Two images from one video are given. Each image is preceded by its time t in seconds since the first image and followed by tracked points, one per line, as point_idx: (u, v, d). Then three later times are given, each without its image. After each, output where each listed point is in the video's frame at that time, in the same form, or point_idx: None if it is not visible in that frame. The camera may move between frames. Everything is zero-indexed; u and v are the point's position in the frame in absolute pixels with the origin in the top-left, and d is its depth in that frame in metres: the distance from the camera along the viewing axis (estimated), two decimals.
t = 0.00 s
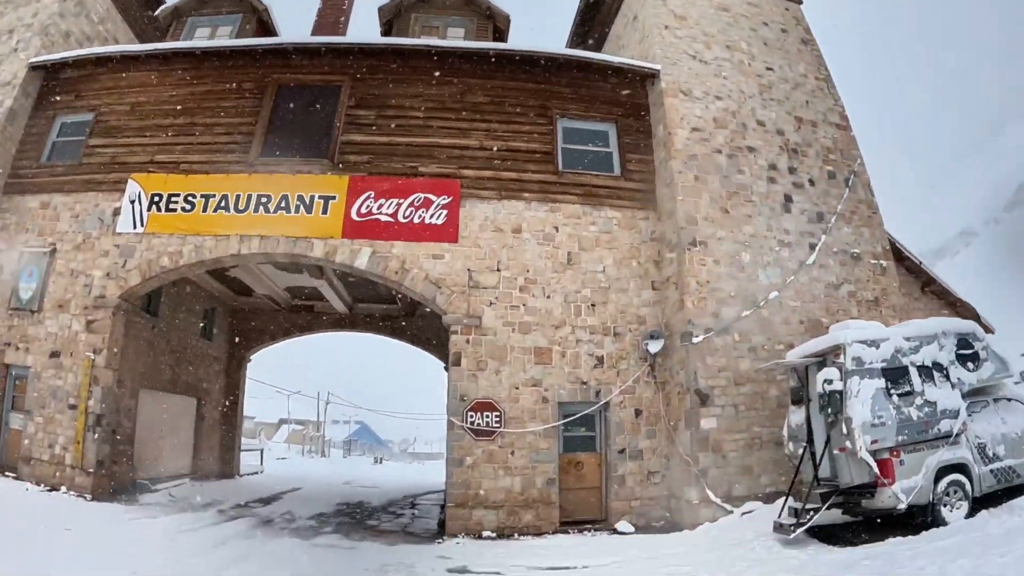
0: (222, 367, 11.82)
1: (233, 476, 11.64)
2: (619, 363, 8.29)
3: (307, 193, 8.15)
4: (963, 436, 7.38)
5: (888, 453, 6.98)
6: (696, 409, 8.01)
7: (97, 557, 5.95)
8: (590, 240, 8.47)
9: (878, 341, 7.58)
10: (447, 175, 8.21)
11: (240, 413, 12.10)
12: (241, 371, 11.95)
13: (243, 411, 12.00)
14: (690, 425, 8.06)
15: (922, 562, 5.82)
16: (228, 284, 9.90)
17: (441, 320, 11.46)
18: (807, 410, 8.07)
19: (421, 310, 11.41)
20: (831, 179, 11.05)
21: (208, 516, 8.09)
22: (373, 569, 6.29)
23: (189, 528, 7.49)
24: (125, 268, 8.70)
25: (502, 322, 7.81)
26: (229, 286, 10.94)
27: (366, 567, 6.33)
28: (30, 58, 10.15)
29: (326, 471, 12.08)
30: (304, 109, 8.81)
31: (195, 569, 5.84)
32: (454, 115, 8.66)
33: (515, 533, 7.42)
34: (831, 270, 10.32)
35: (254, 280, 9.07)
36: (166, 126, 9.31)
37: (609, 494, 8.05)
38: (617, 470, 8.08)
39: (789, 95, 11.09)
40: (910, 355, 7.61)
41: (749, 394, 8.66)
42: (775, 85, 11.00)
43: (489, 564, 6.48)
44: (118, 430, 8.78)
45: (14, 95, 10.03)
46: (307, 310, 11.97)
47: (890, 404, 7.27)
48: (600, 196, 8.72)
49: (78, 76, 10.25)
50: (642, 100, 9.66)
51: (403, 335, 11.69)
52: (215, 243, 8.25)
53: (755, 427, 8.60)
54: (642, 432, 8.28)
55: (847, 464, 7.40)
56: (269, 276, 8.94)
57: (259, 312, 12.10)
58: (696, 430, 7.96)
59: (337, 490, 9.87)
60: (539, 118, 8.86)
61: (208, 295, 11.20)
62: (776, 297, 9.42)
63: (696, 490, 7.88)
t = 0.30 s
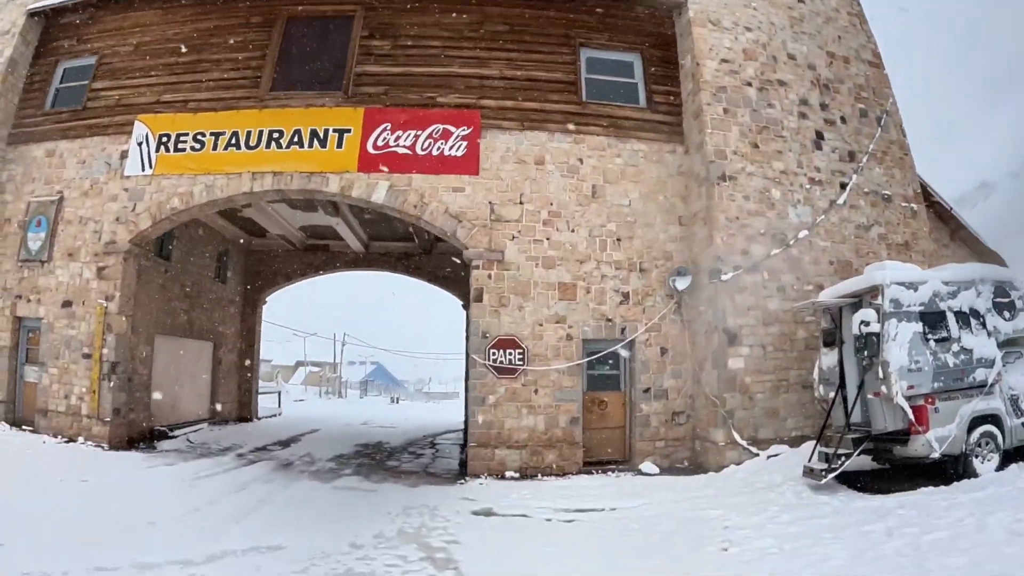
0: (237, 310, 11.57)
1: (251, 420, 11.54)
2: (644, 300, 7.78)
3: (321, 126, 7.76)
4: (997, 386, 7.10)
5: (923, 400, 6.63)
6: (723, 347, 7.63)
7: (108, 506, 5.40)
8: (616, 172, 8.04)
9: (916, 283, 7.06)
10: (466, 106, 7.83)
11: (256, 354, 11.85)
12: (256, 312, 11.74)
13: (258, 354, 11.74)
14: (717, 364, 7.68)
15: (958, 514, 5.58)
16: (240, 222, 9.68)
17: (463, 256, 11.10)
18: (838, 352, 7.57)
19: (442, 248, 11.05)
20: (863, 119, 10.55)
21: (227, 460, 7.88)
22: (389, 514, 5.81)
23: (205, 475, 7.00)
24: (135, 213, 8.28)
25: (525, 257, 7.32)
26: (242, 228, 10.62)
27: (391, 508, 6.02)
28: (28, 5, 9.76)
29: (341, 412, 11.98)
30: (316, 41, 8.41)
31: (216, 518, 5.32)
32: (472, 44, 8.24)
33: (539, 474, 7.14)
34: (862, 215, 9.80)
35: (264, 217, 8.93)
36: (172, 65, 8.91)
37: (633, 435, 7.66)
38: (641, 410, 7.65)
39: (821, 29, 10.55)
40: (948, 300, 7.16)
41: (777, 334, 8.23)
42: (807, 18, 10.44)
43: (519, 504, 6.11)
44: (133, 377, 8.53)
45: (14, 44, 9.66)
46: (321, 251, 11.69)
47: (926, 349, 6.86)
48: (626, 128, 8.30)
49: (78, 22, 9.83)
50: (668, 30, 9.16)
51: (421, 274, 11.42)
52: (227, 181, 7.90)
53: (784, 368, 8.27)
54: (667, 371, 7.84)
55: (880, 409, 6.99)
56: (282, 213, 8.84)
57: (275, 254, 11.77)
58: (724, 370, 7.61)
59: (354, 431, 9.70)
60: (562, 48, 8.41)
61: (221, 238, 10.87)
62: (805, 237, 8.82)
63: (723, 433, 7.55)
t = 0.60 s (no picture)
0: (246, 289, 11.40)
1: (259, 400, 11.41)
2: (664, 279, 7.51)
3: (330, 99, 7.49)
4: None
5: (954, 386, 6.36)
6: (745, 328, 7.33)
7: (110, 489, 5.10)
8: (635, 147, 7.77)
9: (949, 265, 6.71)
10: (481, 78, 7.56)
11: (265, 335, 11.72)
12: (265, 292, 11.57)
13: (267, 334, 11.63)
14: (738, 346, 7.38)
15: (994, 504, 5.32)
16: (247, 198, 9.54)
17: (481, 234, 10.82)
18: (866, 335, 7.22)
19: (460, 225, 10.78)
20: (887, 98, 10.20)
21: (235, 441, 7.69)
22: (400, 500, 5.49)
23: (211, 458, 6.72)
24: (141, 188, 8.01)
25: (542, 234, 7.07)
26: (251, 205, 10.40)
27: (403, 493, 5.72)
28: None
29: (350, 393, 11.79)
30: (325, 12, 8.14)
31: (222, 504, 5.02)
32: (487, 15, 7.96)
33: (554, 457, 6.91)
34: (887, 195, 9.51)
35: (271, 193, 8.83)
36: (178, 38, 8.66)
37: (652, 418, 7.42)
38: (660, 392, 7.41)
39: (844, 6, 10.22)
40: (981, 283, 6.87)
41: (800, 316, 7.95)
42: None
43: (536, 486, 5.81)
44: (139, 357, 8.31)
45: (17, 20, 9.42)
46: (332, 229, 11.46)
47: (959, 332, 6.59)
48: (646, 101, 8.02)
49: None
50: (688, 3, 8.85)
51: (432, 253, 11.16)
52: (234, 155, 7.64)
53: (807, 351, 8.00)
54: (687, 352, 7.59)
55: (909, 394, 6.67)
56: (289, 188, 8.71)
57: (284, 232, 11.57)
58: (745, 351, 7.30)
59: (363, 412, 9.49)
60: (580, 19, 8.11)
61: (229, 216, 10.65)
62: (830, 216, 8.54)
63: (744, 417, 7.29)
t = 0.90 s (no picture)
0: (252, 281, 11.19)
1: (266, 393, 11.20)
2: (685, 269, 7.23)
3: (338, 82, 7.21)
4: None
5: (990, 381, 6.08)
6: (770, 320, 7.03)
7: (108, 488, 4.85)
8: (654, 132, 7.49)
9: (985, 254, 6.37)
10: (496, 61, 7.28)
11: (272, 327, 11.53)
12: (272, 283, 11.36)
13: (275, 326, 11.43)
14: (762, 338, 7.09)
15: None
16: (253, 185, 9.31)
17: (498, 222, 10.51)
18: (897, 327, 6.92)
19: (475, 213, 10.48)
20: (911, 85, 9.87)
21: (241, 437, 7.44)
22: (413, 501, 5.20)
23: (215, 455, 6.46)
24: (143, 176, 7.72)
25: (559, 221, 6.79)
26: (257, 194, 10.17)
27: (417, 492, 5.44)
28: None
29: (358, 386, 11.55)
30: None
31: (226, 506, 4.76)
32: None
33: (571, 453, 6.63)
34: (912, 183, 9.21)
35: (277, 179, 8.63)
36: (182, 22, 8.38)
37: (672, 412, 7.14)
38: (681, 386, 7.13)
39: None
40: (1017, 274, 6.53)
41: (825, 308, 7.66)
42: None
43: (556, 485, 5.52)
44: (141, 351, 8.07)
45: (17, 7, 9.17)
46: (340, 219, 11.20)
47: (995, 325, 6.25)
48: (666, 85, 7.74)
49: None
50: None
51: (442, 243, 10.89)
52: (239, 141, 7.36)
53: (832, 344, 7.71)
54: (708, 345, 7.30)
55: (942, 390, 6.34)
56: (295, 175, 8.52)
57: (291, 222, 11.36)
58: (769, 344, 7.00)
59: (372, 405, 9.25)
60: None
61: (235, 206, 10.40)
62: (855, 205, 8.26)
63: (768, 412, 7.00)
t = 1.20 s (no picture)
0: (260, 272, 10.97)
1: (274, 386, 10.99)
2: (709, 258, 6.97)
3: (349, 65, 6.95)
4: None
5: None
6: (797, 311, 6.76)
7: (113, 485, 4.61)
8: (676, 117, 7.23)
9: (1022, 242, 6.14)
10: (512, 43, 7.01)
11: (280, 320, 11.32)
12: (280, 275, 11.15)
13: (283, 318, 11.22)
14: (788, 329, 6.82)
15: None
16: (261, 171, 9.09)
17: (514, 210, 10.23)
18: (930, 318, 6.66)
19: (489, 202, 10.23)
20: (935, 72, 9.58)
21: (249, 432, 7.20)
22: (431, 500, 4.91)
23: (223, 451, 6.21)
24: (147, 163, 7.45)
25: (579, 208, 6.54)
26: (265, 182, 9.93)
27: (436, 490, 5.16)
28: None
29: (367, 379, 11.34)
30: None
31: (236, 505, 4.51)
32: None
33: (592, 448, 6.39)
34: (938, 172, 8.93)
35: (286, 166, 8.40)
36: (187, 6, 8.10)
37: (696, 406, 6.89)
38: (704, 379, 6.88)
39: None
40: None
41: (853, 299, 7.39)
42: None
43: (580, 483, 5.27)
44: (146, 344, 7.83)
45: None
46: (349, 209, 10.97)
47: None
48: (687, 69, 7.48)
49: None
50: None
51: (454, 233, 10.67)
52: (247, 126, 7.09)
53: (859, 336, 7.44)
54: (732, 337, 7.05)
55: (978, 384, 6.00)
56: (303, 160, 8.32)
57: (301, 212, 11.13)
58: (797, 335, 6.73)
59: (383, 398, 9.03)
60: None
61: (243, 196, 10.17)
62: (882, 193, 7.99)
63: (795, 406, 6.74)
